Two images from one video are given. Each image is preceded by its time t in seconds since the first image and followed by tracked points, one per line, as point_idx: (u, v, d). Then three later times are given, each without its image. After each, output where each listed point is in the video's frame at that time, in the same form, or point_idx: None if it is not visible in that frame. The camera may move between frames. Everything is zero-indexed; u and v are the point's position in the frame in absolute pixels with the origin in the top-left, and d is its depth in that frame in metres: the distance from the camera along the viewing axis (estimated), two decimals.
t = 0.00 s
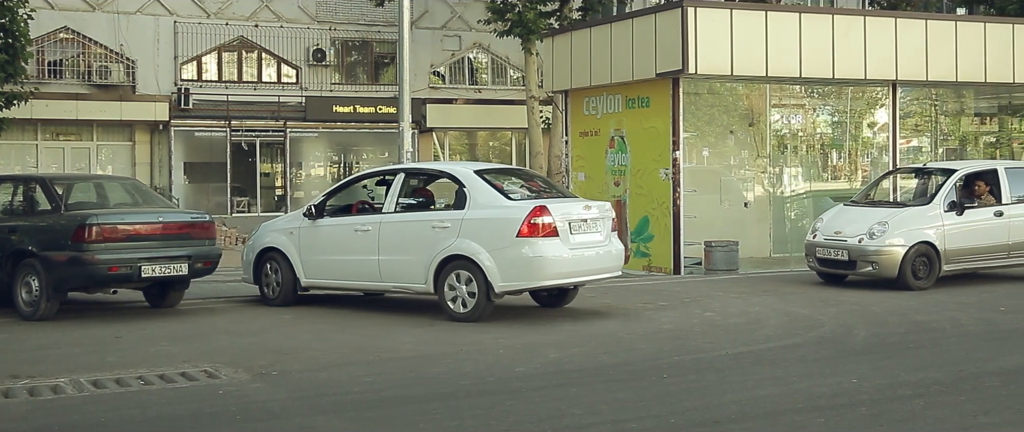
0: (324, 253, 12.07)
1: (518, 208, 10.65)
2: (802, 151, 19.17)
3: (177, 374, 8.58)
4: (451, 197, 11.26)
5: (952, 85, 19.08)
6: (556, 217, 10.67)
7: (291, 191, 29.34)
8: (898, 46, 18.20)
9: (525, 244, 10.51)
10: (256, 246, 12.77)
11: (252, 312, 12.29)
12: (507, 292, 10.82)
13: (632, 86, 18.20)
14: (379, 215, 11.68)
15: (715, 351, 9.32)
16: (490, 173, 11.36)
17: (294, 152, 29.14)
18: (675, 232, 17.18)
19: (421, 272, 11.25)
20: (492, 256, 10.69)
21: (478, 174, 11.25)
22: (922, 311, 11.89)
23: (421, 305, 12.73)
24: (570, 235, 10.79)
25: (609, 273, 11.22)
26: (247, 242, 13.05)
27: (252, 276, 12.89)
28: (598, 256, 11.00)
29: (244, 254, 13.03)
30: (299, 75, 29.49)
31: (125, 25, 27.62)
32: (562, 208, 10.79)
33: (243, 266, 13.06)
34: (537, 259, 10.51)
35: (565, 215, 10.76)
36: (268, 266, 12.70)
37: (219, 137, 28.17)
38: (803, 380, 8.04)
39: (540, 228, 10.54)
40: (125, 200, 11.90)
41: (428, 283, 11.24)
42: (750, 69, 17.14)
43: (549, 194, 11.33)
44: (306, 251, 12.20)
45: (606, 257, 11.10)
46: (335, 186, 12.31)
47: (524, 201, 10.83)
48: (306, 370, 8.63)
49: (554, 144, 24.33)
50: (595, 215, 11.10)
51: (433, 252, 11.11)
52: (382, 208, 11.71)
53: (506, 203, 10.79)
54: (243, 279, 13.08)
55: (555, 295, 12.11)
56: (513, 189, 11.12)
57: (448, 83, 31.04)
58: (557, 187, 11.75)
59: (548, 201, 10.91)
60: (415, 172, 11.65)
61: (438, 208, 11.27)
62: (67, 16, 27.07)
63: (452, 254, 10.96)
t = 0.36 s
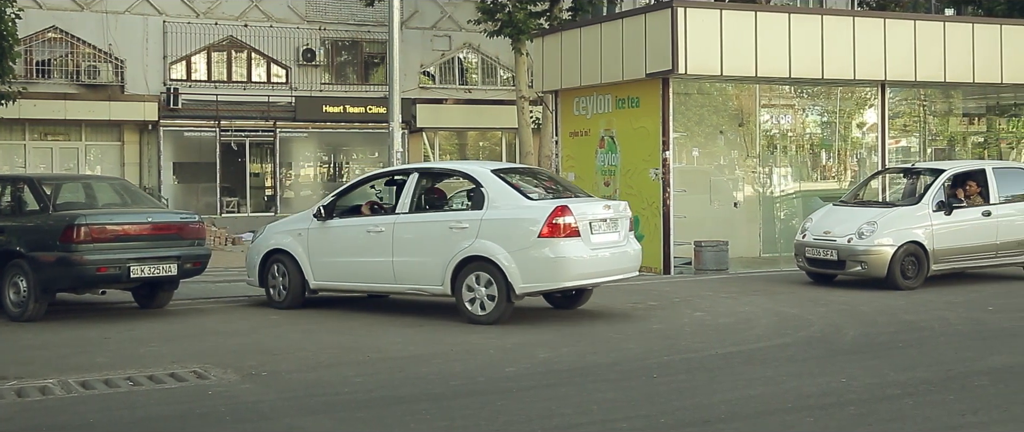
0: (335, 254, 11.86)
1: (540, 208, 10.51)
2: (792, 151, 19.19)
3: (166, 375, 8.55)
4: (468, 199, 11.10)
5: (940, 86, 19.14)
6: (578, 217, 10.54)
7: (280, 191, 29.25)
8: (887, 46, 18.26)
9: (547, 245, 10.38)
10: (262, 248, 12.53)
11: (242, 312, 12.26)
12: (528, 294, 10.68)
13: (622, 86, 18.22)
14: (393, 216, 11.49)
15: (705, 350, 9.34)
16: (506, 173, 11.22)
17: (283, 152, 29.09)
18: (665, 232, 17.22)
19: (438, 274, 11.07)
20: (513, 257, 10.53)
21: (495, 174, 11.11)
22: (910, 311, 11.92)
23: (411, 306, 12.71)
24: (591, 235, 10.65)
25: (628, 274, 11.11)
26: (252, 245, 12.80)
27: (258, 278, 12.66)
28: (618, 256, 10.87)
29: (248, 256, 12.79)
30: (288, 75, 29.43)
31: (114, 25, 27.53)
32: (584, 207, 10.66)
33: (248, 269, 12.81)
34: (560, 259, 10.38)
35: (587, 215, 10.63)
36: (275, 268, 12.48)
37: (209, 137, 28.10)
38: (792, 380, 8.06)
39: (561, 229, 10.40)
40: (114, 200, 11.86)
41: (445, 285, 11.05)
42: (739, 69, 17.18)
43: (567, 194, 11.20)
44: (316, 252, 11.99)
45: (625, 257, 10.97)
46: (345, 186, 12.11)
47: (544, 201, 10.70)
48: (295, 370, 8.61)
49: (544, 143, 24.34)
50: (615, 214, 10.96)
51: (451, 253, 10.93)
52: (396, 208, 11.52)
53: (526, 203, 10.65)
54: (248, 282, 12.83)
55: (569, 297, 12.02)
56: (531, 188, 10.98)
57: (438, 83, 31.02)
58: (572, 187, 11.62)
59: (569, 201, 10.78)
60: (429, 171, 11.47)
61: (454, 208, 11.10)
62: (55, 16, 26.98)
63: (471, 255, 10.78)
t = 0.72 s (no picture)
0: (348, 257, 11.53)
1: (567, 210, 10.27)
2: (780, 151, 18.99)
3: (154, 375, 8.52)
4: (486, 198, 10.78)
5: (927, 86, 19.22)
6: (605, 219, 10.30)
7: (268, 191, 29.15)
8: (874, 46, 18.32)
9: (574, 247, 10.15)
10: (270, 250, 12.15)
11: (230, 313, 12.22)
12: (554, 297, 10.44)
13: (611, 87, 18.28)
14: (410, 217, 11.16)
15: (693, 350, 9.36)
16: (528, 173, 10.93)
17: (271, 152, 28.99)
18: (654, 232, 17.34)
19: (459, 277, 10.77)
20: (540, 260, 10.27)
21: (518, 174, 10.81)
22: (897, 310, 11.96)
23: (400, 306, 12.70)
24: (617, 238, 10.41)
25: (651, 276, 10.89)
26: (259, 246, 12.43)
27: (265, 281, 12.30)
28: (644, 258, 10.65)
29: (256, 258, 12.41)
30: (276, 75, 29.39)
31: (101, 25, 27.45)
32: (611, 209, 10.44)
33: (255, 271, 12.42)
34: (588, 262, 10.14)
35: (614, 217, 10.39)
36: (283, 271, 12.10)
37: (197, 137, 28.02)
38: (780, 380, 8.08)
39: (588, 231, 10.16)
40: (102, 201, 11.82)
41: (466, 289, 10.76)
42: (727, 69, 17.23)
43: (588, 194, 10.94)
44: (328, 254, 11.66)
45: (650, 259, 10.75)
46: (358, 186, 11.76)
47: (570, 203, 10.45)
48: (284, 371, 8.59)
49: (533, 144, 24.34)
50: (639, 215, 10.75)
51: (473, 255, 10.63)
52: (413, 209, 11.20)
53: (551, 205, 10.38)
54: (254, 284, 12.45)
55: (586, 299, 11.75)
56: (553, 189, 10.72)
57: (426, 83, 31.01)
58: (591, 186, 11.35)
59: (593, 203, 10.53)
60: (446, 171, 11.14)
61: (476, 209, 10.78)
62: (43, 16, 26.89)
63: (495, 257, 10.49)
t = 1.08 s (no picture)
0: (363, 259, 11.23)
1: (597, 210, 10.10)
2: (769, 151, 19.02)
3: (143, 376, 8.49)
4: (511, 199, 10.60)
5: (915, 85, 19.29)
6: (634, 220, 10.14)
7: (257, 191, 29.06)
8: (862, 46, 18.39)
9: (604, 249, 9.97)
10: (279, 252, 11.80)
11: (219, 313, 12.18)
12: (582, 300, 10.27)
13: (599, 87, 18.34)
14: (429, 219, 10.90)
15: (682, 350, 9.37)
16: (551, 173, 10.74)
17: (260, 152, 28.92)
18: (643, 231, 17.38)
19: (484, 279, 10.53)
20: (568, 262, 10.09)
21: (541, 174, 10.62)
22: (885, 309, 12.00)
23: (389, 306, 12.68)
24: (645, 239, 10.25)
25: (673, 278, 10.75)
26: (265, 248, 12.06)
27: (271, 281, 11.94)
28: (669, 259, 10.51)
29: (262, 260, 12.05)
30: (265, 75, 29.33)
31: (89, 24, 27.33)
32: (638, 209, 10.29)
33: (261, 274, 12.06)
34: (619, 264, 9.98)
35: (641, 218, 10.23)
36: (291, 274, 11.78)
37: (185, 137, 27.95)
38: (769, 379, 8.09)
39: (618, 232, 9.99)
40: (89, 200, 11.78)
41: (490, 291, 10.54)
42: (716, 68, 17.27)
43: (609, 195, 10.78)
44: (342, 257, 11.35)
45: (674, 260, 10.62)
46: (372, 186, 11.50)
47: (597, 203, 10.29)
48: (273, 371, 8.56)
49: (522, 144, 24.32)
50: (661, 216, 10.61)
51: (498, 257, 10.41)
52: (432, 211, 10.95)
53: (579, 206, 10.22)
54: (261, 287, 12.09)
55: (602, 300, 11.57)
56: (577, 189, 10.55)
57: (415, 83, 30.99)
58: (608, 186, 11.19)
59: (618, 203, 10.37)
60: (466, 171, 10.90)
61: (500, 210, 10.56)
62: (30, 15, 26.74)
63: (523, 259, 10.28)
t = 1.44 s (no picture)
0: (379, 261, 10.89)
1: (626, 210, 10.01)
2: (757, 151, 19.07)
3: (130, 377, 8.46)
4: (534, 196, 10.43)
5: (902, 86, 19.36)
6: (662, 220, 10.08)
7: (246, 191, 28.99)
8: (850, 47, 18.45)
9: (635, 249, 9.90)
10: (287, 256, 11.37)
11: (207, 314, 12.14)
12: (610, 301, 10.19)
13: (589, 87, 18.36)
14: (448, 219, 10.63)
15: (671, 350, 9.38)
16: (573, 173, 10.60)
17: (248, 152, 28.85)
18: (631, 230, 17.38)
19: (509, 280, 10.34)
20: (599, 263, 9.99)
21: (565, 173, 10.46)
22: (873, 309, 12.05)
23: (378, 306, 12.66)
24: (671, 239, 10.20)
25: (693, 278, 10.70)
26: (269, 251, 11.63)
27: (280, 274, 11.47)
28: (693, 259, 10.47)
29: (267, 264, 11.60)
30: (254, 75, 29.26)
31: (76, 24, 27.22)
32: (664, 208, 10.24)
33: (266, 278, 11.62)
34: (650, 264, 9.92)
35: (668, 218, 10.18)
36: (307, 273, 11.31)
37: (173, 137, 27.86)
38: (757, 379, 8.11)
39: (648, 233, 9.93)
40: (76, 201, 11.73)
41: (515, 293, 10.36)
42: (704, 68, 17.30)
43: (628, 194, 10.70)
44: (356, 259, 10.98)
45: (696, 260, 10.57)
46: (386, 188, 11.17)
47: (625, 203, 10.20)
48: (261, 371, 8.54)
49: (511, 144, 24.31)
50: (683, 216, 10.57)
51: (526, 257, 10.23)
52: (451, 212, 10.69)
53: (607, 205, 10.11)
54: (266, 291, 11.65)
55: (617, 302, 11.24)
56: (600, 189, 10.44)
57: (404, 83, 30.96)
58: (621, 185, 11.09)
59: (643, 203, 10.31)
60: (487, 171, 10.68)
61: (524, 210, 10.38)
62: (17, 14, 26.60)
63: (552, 259, 10.12)
